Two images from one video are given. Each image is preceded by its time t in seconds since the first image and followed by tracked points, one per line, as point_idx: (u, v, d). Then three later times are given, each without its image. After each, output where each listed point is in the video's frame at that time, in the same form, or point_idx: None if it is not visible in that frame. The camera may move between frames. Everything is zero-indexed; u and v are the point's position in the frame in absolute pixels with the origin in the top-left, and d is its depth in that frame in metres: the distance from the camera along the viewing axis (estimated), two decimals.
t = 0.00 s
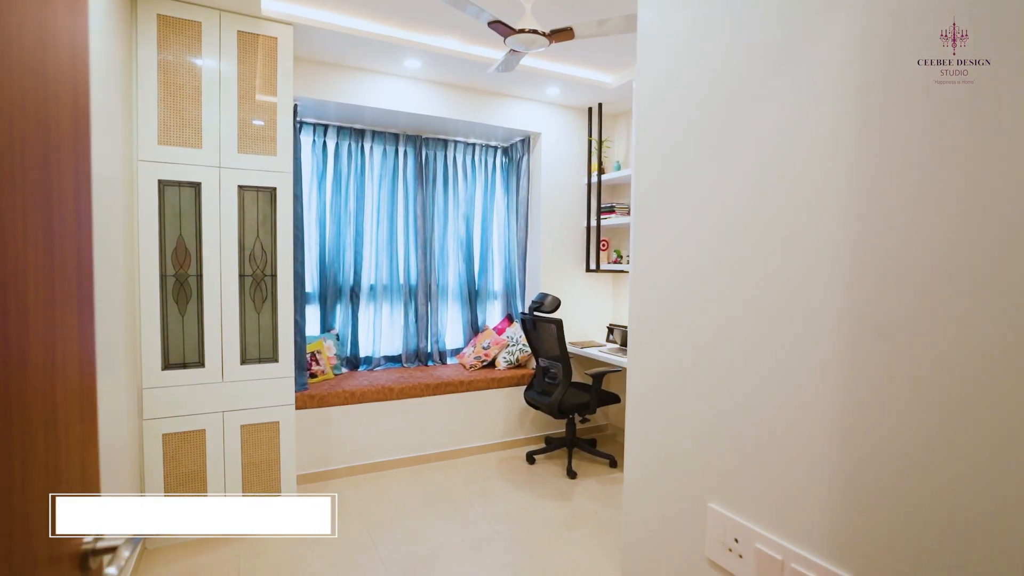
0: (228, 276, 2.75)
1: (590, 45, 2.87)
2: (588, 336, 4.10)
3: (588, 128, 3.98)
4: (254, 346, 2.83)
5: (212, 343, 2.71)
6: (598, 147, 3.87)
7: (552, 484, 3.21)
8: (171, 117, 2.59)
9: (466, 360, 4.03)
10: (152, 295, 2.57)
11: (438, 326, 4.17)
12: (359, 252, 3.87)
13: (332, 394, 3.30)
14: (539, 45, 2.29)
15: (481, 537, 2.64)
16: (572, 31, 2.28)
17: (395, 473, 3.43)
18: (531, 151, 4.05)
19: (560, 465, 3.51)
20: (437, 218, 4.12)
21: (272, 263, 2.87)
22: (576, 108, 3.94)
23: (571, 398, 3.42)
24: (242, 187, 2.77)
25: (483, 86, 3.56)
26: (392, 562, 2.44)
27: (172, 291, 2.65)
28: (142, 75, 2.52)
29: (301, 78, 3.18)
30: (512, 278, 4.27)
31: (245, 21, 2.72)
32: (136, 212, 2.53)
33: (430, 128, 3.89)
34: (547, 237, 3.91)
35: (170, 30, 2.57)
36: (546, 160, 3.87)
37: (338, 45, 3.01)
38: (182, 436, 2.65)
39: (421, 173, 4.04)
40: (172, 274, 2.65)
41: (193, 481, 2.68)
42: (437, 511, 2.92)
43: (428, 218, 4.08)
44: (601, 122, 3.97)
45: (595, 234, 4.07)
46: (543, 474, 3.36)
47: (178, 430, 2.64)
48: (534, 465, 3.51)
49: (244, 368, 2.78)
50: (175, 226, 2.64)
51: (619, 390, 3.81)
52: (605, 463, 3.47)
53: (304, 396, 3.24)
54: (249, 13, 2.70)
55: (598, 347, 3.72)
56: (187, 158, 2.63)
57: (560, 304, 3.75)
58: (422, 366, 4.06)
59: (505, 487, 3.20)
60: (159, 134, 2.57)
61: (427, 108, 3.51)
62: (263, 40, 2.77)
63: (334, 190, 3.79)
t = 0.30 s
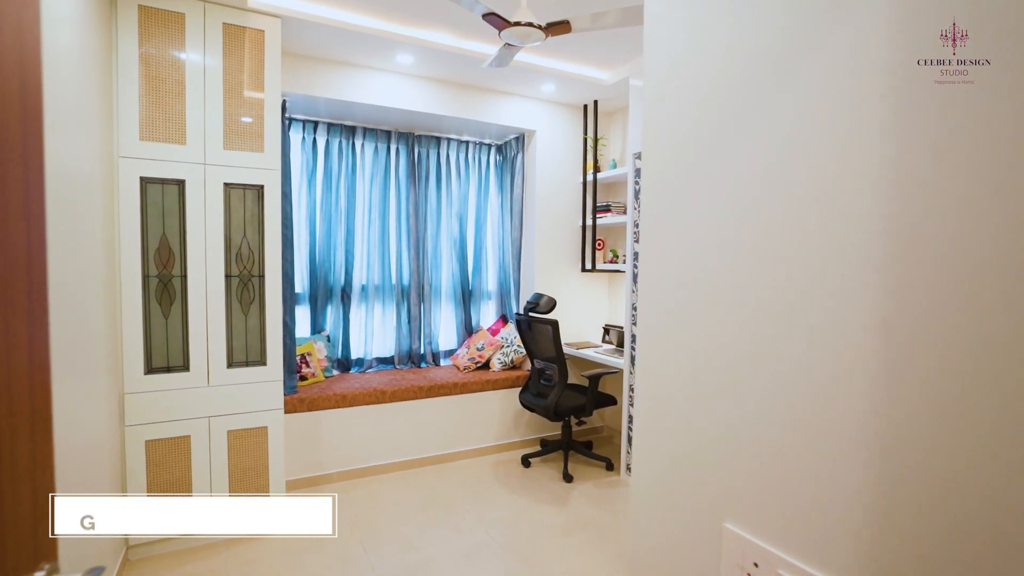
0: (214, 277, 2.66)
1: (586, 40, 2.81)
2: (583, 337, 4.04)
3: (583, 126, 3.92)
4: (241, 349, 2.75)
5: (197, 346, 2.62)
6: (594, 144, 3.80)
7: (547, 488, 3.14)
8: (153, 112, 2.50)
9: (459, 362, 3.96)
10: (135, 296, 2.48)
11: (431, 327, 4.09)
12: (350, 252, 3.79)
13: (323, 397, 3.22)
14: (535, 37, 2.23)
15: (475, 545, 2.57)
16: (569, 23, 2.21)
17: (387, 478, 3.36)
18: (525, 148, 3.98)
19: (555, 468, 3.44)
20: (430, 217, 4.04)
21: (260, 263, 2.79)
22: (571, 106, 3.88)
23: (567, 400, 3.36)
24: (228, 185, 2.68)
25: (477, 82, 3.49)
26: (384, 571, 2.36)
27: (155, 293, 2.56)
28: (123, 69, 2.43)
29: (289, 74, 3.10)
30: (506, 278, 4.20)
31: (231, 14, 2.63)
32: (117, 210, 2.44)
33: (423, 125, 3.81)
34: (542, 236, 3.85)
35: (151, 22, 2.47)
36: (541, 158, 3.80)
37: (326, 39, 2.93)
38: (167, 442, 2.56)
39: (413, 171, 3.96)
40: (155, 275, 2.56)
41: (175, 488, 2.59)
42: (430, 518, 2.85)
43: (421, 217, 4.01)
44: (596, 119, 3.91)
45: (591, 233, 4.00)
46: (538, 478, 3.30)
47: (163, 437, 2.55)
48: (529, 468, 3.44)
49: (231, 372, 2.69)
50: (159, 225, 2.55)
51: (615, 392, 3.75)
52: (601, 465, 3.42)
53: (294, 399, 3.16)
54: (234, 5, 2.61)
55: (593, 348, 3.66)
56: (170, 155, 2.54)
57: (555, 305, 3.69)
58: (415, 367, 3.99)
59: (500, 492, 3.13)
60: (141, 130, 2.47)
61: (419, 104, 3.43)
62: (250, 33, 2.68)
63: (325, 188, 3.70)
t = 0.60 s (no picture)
0: (196, 278, 2.56)
1: (580, 34, 2.75)
2: (577, 338, 3.98)
3: (576, 123, 3.85)
4: (224, 352, 2.65)
5: (179, 350, 2.53)
6: (587, 142, 3.74)
7: (541, 492, 3.08)
8: (131, 106, 2.39)
9: (451, 364, 3.88)
10: (111, 297, 2.38)
11: (423, 328, 4.01)
12: (338, 251, 3.70)
13: (310, 401, 3.13)
14: (529, 30, 2.16)
15: (468, 551, 2.50)
16: (565, 15, 2.15)
17: (378, 483, 3.28)
18: (518, 146, 3.92)
19: (549, 471, 3.39)
20: (421, 216, 3.96)
21: (244, 263, 2.69)
22: (565, 103, 3.82)
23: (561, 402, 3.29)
24: (210, 182, 2.58)
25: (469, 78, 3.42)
26: None
27: (134, 294, 2.45)
28: (99, 60, 2.33)
29: (275, 68, 3.00)
30: (499, 278, 4.13)
31: (213, 5, 2.54)
32: (92, 208, 2.33)
33: (413, 122, 3.73)
34: (535, 235, 3.78)
35: (129, 12, 2.37)
36: (533, 155, 3.74)
37: (312, 31, 2.83)
38: (146, 450, 2.46)
39: (404, 169, 3.87)
40: (134, 276, 2.46)
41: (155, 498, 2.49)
42: (421, 524, 2.78)
43: (411, 216, 3.93)
44: (590, 117, 3.85)
45: (584, 232, 3.94)
46: (531, 482, 3.24)
47: (141, 444, 2.45)
48: (523, 472, 3.38)
49: (213, 376, 2.60)
50: (137, 224, 2.45)
51: (609, 393, 3.69)
52: (596, 469, 3.36)
53: (280, 403, 3.07)
54: None
55: (588, 349, 3.60)
56: (149, 150, 2.43)
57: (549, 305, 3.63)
58: (406, 369, 3.91)
59: (493, 496, 3.06)
60: (118, 124, 2.37)
61: (409, 100, 3.35)
62: (233, 25, 2.58)
63: (313, 186, 3.61)
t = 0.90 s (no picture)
0: (174, 279, 2.45)
1: (571, 27, 2.69)
2: (568, 339, 3.92)
3: (567, 120, 3.79)
4: (204, 356, 2.54)
5: (155, 353, 2.41)
6: (579, 139, 3.67)
7: (533, 497, 3.01)
8: (102, 99, 2.28)
9: (440, 366, 3.80)
10: (83, 300, 2.27)
11: (410, 330, 3.92)
12: (324, 251, 3.59)
13: (296, 405, 3.03)
14: (520, 20, 2.10)
15: (460, 561, 2.41)
16: (557, 6, 2.07)
17: (365, 489, 3.18)
18: (508, 143, 3.84)
19: (541, 476, 3.31)
20: (408, 215, 3.87)
21: (225, 262, 2.58)
22: (555, 100, 3.75)
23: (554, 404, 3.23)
24: (187, 178, 2.47)
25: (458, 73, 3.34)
26: None
27: (107, 295, 2.34)
28: (66, 51, 2.21)
29: (256, 61, 2.90)
30: (489, 278, 4.05)
31: None
32: (61, 206, 2.22)
33: (400, 118, 3.64)
34: (526, 235, 3.71)
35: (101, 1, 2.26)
36: (524, 152, 3.67)
37: (295, 23, 2.73)
38: (120, 459, 2.34)
39: (391, 167, 3.78)
40: (107, 277, 2.34)
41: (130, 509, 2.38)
42: (410, 533, 2.68)
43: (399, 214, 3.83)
44: (581, 113, 3.78)
45: (576, 231, 3.87)
46: (523, 486, 3.17)
47: (114, 454, 2.33)
48: (514, 476, 3.31)
49: (193, 381, 2.49)
50: (109, 223, 2.33)
51: (602, 395, 3.63)
52: (589, 472, 3.29)
53: (263, 408, 2.96)
54: None
55: (580, 350, 3.54)
56: (122, 145, 2.32)
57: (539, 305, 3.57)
58: (393, 372, 3.81)
59: (483, 502, 2.98)
60: (88, 118, 2.25)
61: (397, 96, 3.26)
62: (211, 14, 2.48)
63: (296, 184, 3.50)
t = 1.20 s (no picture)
0: (144, 281, 2.33)
1: (561, 20, 2.62)
2: (558, 340, 3.85)
3: (557, 117, 3.72)
4: (178, 361, 2.42)
5: (125, 358, 2.29)
6: (568, 136, 3.60)
7: (523, 502, 2.94)
8: (67, 90, 2.15)
9: (427, 368, 3.71)
10: (45, 303, 2.14)
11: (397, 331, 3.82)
12: (306, 250, 3.47)
13: (276, 411, 2.91)
14: (510, 10, 2.03)
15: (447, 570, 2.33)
16: None
17: (351, 496, 3.09)
18: (496, 140, 3.77)
19: (531, 480, 3.24)
20: (394, 213, 3.77)
21: (199, 264, 2.46)
22: (545, 97, 3.68)
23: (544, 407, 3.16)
24: (159, 175, 2.35)
25: (444, 68, 3.25)
26: None
27: (71, 297, 2.21)
28: (28, 39, 2.08)
29: (235, 53, 2.78)
30: (477, 278, 3.96)
31: None
32: (21, 203, 2.09)
33: (385, 114, 3.54)
34: (515, 234, 3.63)
35: None
36: (512, 149, 3.59)
37: (274, 14, 2.62)
38: (88, 470, 2.22)
39: (375, 164, 3.67)
40: (72, 278, 2.21)
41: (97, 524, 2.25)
42: (396, 541, 2.59)
43: (384, 213, 3.73)
44: (571, 110, 3.72)
45: (565, 230, 3.80)
46: (513, 491, 3.09)
47: (81, 465, 2.21)
48: (504, 480, 3.23)
49: (165, 388, 2.36)
50: (74, 221, 2.21)
51: (593, 397, 3.57)
52: (580, 476, 3.22)
53: (243, 414, 2.84)
54: None
55: (570, 351, 3.49)
56: (88, 139, 2.19)
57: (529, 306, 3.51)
58: (380, 374, 3.71)
59: (473, 507, 2.91)
60: (51, 110, 2.12)
61: (382, 92, 3.16)
62: (185, 3, 2.36)
63: (277, 181, 3.38)
